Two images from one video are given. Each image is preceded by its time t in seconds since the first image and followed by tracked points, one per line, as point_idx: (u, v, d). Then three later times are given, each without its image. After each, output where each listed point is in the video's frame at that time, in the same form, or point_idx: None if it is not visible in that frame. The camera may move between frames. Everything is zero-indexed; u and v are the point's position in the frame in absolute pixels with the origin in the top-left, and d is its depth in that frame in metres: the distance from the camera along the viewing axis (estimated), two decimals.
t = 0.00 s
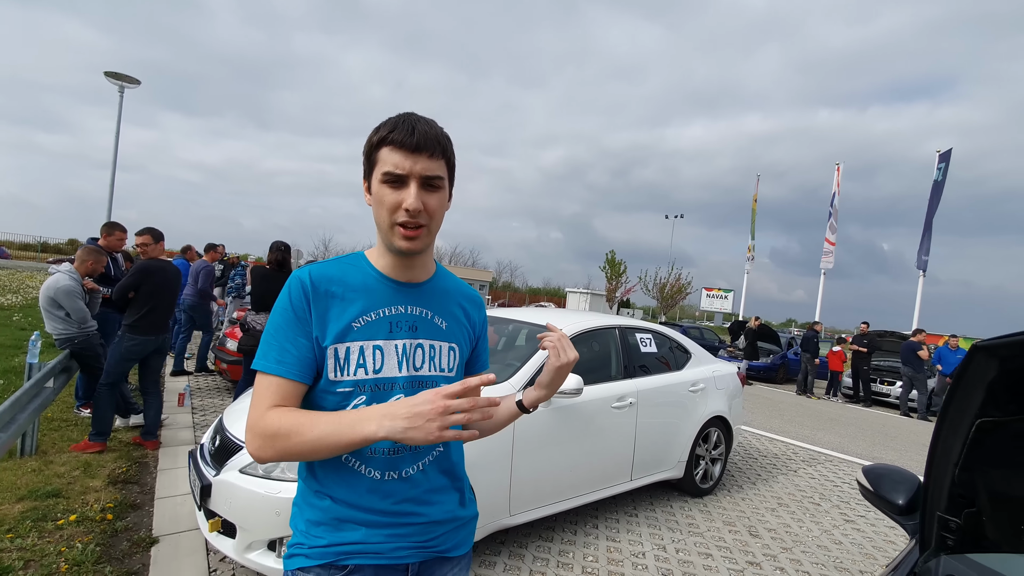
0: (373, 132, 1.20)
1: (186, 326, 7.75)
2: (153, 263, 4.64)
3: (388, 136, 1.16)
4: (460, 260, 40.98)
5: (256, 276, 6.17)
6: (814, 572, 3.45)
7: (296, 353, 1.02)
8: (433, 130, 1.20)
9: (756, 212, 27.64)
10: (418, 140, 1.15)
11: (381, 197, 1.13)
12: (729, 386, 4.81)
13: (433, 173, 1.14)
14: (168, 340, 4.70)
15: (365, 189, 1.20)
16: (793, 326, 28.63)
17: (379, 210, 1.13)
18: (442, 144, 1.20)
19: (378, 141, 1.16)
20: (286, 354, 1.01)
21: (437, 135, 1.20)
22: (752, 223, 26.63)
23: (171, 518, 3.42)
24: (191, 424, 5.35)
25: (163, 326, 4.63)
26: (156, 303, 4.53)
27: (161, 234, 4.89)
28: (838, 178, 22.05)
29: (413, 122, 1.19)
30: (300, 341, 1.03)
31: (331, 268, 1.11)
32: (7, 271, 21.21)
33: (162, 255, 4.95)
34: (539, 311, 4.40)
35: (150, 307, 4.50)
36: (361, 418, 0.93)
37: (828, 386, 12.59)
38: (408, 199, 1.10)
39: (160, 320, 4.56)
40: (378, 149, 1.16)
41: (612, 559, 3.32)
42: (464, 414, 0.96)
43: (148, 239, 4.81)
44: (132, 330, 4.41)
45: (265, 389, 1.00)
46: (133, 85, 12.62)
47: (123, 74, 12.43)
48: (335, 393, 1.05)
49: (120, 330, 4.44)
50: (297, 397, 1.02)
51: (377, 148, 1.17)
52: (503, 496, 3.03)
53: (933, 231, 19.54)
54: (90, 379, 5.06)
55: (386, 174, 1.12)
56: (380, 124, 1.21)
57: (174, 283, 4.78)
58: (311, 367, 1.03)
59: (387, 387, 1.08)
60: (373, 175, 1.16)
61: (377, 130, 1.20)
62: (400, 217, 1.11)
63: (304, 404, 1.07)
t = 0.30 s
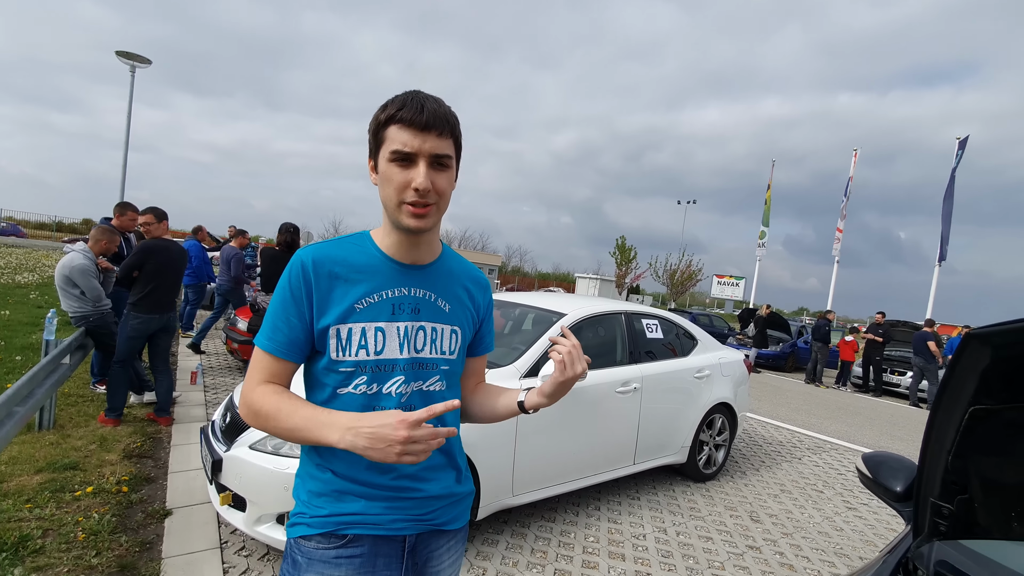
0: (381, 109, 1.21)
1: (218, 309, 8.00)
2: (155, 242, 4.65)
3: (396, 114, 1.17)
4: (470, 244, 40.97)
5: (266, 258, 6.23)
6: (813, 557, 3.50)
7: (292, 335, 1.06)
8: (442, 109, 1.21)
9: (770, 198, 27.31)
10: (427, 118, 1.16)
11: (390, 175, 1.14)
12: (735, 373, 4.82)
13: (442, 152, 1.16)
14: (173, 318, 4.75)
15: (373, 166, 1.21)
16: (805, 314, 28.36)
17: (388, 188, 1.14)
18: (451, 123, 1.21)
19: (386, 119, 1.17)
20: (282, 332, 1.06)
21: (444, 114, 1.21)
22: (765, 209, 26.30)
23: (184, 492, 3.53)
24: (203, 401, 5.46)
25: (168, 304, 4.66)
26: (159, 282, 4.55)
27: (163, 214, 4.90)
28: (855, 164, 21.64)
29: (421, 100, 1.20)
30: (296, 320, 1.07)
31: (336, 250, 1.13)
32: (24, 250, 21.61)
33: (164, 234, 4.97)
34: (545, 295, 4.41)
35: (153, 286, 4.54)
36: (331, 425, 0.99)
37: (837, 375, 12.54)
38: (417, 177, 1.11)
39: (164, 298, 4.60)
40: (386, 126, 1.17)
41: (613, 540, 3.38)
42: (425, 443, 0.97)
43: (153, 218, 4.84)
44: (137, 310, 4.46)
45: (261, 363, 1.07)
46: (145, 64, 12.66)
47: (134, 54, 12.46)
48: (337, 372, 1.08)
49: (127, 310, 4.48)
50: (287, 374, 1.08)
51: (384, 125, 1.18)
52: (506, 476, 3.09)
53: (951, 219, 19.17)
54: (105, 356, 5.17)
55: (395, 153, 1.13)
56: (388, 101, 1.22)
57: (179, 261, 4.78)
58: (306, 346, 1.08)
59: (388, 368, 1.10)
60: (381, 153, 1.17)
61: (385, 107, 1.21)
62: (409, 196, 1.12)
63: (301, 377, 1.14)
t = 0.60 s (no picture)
0: (385, 90, 1.21)
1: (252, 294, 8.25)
2: (154, 223, 4.67)
3: (400, 95, 1.17)
4: (478, 230, 40.97)
5: (276, 242, 6.27)
6: (816, 546, 3.52)
7: (293, 318, 1.08)
8: (448, 90, 1.21)
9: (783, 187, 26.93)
10: (431, 99, 1.16)
11: (393, 157, 1.14)
12: (742, 362, 4.81)
13: (446, 135, 1.16)
14: (174, 300, 4.81)
15: (376, 147, 1.21)
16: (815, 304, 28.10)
17: (391, 170, 1.15)
18: (456, 105, 1.21)
19: (390, 99, 1.17)
20: (281, 313, 1.07)
21: (449, 95, 1.21)
22: (777, 198, 26.00)
23: (196, 470, 3.61)
24: (214, 383, 5.55)
25: (169, 285, 4.71)
26: (158, 263, 4.59)
27: (158, 194, 4.79)
28: (871, 152, 21.27)
29: (426, 80, 1.20)
30: (296, 301, 1.08)
31: (338, 234, 1.14)
32: (39, 232, 21.91)
33: (160, 216, 4.86)
34: (553, 282, 4.41)
35: (154, 267, 4.59)
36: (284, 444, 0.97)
37: (847, 366, 12.47)
38: (421, 160, 1.12)
39: (165, 280, 4.66)
40: (389, 107, 1.17)
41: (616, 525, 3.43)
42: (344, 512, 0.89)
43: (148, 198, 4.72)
44: (137, 290, 4.52)
45: (264, 345, 1.08)
46: (155, 47, 12.67)
47: (145, 36, 12.46)
48: (338, 356, 1.10)
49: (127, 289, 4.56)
50: (291, 357, 1.09)
51: (389, 106, 1.18)
52: (512, 461, 3.12)
53: (968, 209, 18.84)
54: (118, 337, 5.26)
55: (398, 134, 1.14)
56: (391, 82, 1.22)
57: (179, 242, 4.81)
58: (306, 328, 1.09)
59: (389, 353, 1.12)
60: (384, 134, 1.17)
61: (389, 87, 1.21)
62: (411, 178, 1.12)
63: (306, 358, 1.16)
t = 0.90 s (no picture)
0: (395, 69, 1.20)
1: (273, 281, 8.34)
2: (152, 209, 4.68)
3: (411, 73, 1.16)
4: (484, 219, 40.86)
5: (282, 229, 6.29)
6: (818, 538, 3.53)
7: (295, 304, 1.09)
8: (460, 69, 1.20)
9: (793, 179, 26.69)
10: (443, 78, 1.15)
11: (403, 139, 1.13)
12: (748, 354, 4.79)
13: (459, 115, 1.14)
14: (174, 286, 4.82)
15: (386, 129, 1.20)
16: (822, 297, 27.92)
17: (401, 152, 1.13)
18: (469, 84, 1.20)
19: (400, 78, 1.16)
20: (283, 298, 1.08)
21: (462, 74, 1.20)
22: (786, 189, 25.74)
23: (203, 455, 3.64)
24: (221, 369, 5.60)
25: (169, 271, 4.73)
26: (159, 250, 4.60)
27: (156, 179, 4.82)
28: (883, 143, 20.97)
29: (438, 58, 1.19)
30: (295, 286, 1.08)
31: (343, 219, 1.14)
32: (49, 218, 22.12)
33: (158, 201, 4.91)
34: (559, 272, 4.39)
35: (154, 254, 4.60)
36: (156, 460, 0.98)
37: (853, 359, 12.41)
38: (433, 141, 1.10)
39: (165, 265, 4.67)
40: (400, 86, 1.16)
41: (619, 515, 3.44)
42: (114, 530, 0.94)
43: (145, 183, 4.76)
44: (138, 276, 4.54)
45: (263, 330, 1.09)
46: (162, 32, 12.63)
47: (152, 20, 12.42)
48: (340, 344, 1.09)
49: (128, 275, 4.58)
50: (285, 345, 1.11)
51: (399, 85, 1.17)
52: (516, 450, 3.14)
53: (982, 202, 18.59)
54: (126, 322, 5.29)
55: (409, 114, 1.13)
56: (402, 61, 1.21)
57: (177, 227, 4.82)
58: (304, 314, 1.10)
59: (392, 343, 1.11)
60: (395, 114, 1.15)
61: (400, 66, 1.20)
62: (423, 161, 1.11)
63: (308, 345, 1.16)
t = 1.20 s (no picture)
0: (401, 60, 1.18)
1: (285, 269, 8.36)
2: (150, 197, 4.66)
3: (418, 66, 1.15)
4: (486, 211, 40.74)
5: (283, 219, 6.28)
6: (815, 535, 3.54)
7: (296, 300, 1.08)
8: (467, 62, 1.19)
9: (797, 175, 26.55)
10: (451, 72, 1.14)
11: (409, 133, 1.11)
12: (748, 351, 4.79)
13: (465, 110, 1.13)
14: (171, 276, 4.82)
15: (390, 121, 1.18)
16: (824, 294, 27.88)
17: (407, 147, 1.12)
18: (476, 79, 1.19)
19: (407, 70, 1.15)
20: (285, 293, 1.08)
21: (469, 68, 1.19)
22: (789, 185, 25.64)
23: (203, 443, 3.65)
24: (222, 358, 5.61)
25: (169, 260, 4.75)
26: (158, 239, 4.60)
27: (153, 167, 4.82)
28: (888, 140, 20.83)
29: (445, 51, 1.18)
30: (297, 283, 1.08)
31: (345, 213, 1.13)
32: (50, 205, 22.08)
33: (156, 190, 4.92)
34: (560, 266, 4.38)
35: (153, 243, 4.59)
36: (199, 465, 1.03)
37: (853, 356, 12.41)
38: (440, 137, 1.09)
39: (163, 254, 4.66)
40: (406, 79, 1.15)
41: (616, 509, 3.45)
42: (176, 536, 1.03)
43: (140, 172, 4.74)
44: (138, 266, 4.54)
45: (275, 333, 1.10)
46: (163, 19, 12.55)
47: (153, 7, 12.33)
48: (342, 341, 1.09)
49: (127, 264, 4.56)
50: (294, 342, 1.11)
51: (405, 78, 1.15)
52: (514, 443, 3.15)
53: (986, 201, 18.51)
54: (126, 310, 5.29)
55: (416, 109, 1.11)
56: (407, 51, 1.19)
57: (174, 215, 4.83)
58: (306, 311, 1.10)
59: (394, 339, 1.11)
60: (400, 107, 1.14)
61: (406, 56, 1.18)
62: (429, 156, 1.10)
63: (312, 341, 1.16)
